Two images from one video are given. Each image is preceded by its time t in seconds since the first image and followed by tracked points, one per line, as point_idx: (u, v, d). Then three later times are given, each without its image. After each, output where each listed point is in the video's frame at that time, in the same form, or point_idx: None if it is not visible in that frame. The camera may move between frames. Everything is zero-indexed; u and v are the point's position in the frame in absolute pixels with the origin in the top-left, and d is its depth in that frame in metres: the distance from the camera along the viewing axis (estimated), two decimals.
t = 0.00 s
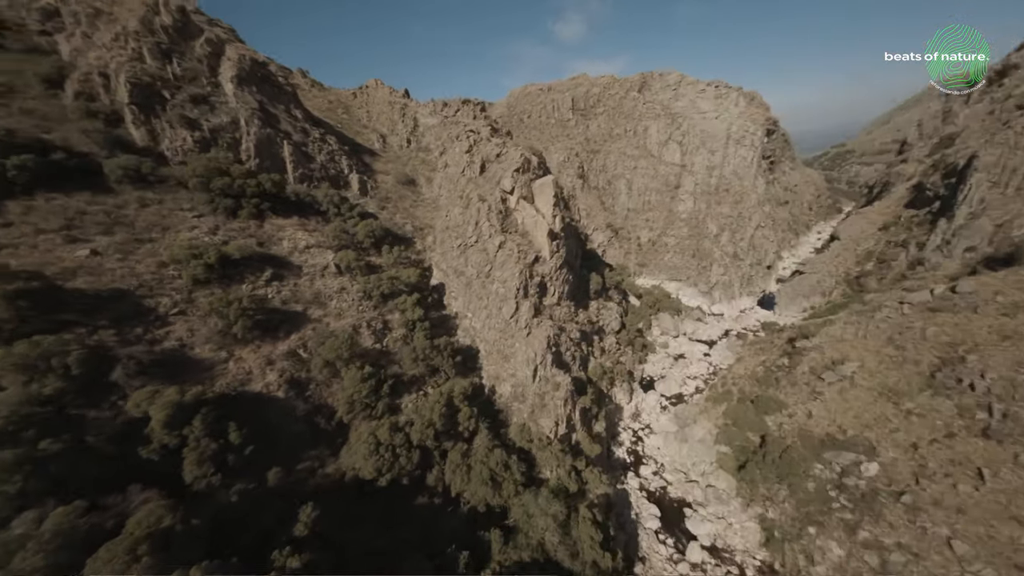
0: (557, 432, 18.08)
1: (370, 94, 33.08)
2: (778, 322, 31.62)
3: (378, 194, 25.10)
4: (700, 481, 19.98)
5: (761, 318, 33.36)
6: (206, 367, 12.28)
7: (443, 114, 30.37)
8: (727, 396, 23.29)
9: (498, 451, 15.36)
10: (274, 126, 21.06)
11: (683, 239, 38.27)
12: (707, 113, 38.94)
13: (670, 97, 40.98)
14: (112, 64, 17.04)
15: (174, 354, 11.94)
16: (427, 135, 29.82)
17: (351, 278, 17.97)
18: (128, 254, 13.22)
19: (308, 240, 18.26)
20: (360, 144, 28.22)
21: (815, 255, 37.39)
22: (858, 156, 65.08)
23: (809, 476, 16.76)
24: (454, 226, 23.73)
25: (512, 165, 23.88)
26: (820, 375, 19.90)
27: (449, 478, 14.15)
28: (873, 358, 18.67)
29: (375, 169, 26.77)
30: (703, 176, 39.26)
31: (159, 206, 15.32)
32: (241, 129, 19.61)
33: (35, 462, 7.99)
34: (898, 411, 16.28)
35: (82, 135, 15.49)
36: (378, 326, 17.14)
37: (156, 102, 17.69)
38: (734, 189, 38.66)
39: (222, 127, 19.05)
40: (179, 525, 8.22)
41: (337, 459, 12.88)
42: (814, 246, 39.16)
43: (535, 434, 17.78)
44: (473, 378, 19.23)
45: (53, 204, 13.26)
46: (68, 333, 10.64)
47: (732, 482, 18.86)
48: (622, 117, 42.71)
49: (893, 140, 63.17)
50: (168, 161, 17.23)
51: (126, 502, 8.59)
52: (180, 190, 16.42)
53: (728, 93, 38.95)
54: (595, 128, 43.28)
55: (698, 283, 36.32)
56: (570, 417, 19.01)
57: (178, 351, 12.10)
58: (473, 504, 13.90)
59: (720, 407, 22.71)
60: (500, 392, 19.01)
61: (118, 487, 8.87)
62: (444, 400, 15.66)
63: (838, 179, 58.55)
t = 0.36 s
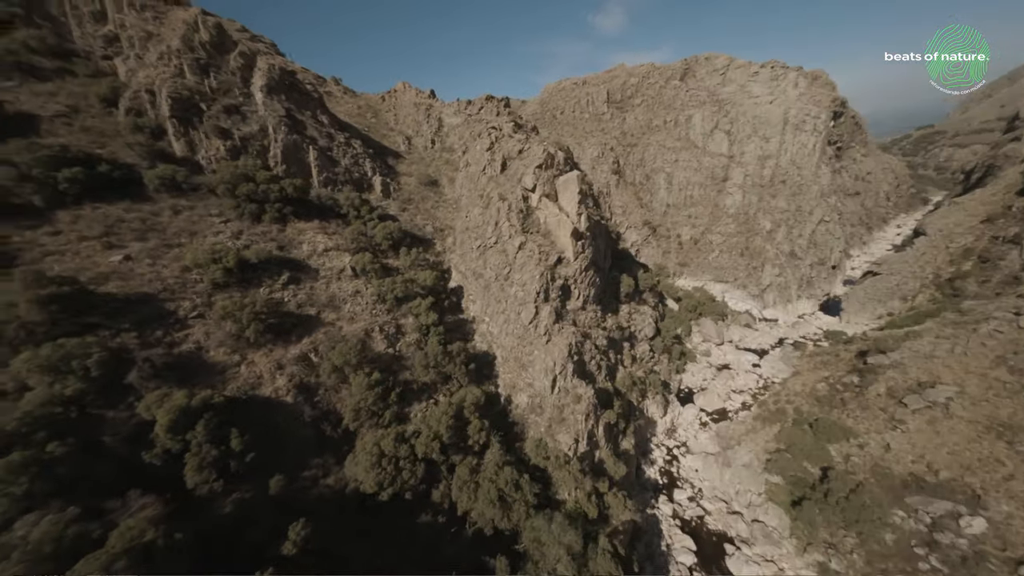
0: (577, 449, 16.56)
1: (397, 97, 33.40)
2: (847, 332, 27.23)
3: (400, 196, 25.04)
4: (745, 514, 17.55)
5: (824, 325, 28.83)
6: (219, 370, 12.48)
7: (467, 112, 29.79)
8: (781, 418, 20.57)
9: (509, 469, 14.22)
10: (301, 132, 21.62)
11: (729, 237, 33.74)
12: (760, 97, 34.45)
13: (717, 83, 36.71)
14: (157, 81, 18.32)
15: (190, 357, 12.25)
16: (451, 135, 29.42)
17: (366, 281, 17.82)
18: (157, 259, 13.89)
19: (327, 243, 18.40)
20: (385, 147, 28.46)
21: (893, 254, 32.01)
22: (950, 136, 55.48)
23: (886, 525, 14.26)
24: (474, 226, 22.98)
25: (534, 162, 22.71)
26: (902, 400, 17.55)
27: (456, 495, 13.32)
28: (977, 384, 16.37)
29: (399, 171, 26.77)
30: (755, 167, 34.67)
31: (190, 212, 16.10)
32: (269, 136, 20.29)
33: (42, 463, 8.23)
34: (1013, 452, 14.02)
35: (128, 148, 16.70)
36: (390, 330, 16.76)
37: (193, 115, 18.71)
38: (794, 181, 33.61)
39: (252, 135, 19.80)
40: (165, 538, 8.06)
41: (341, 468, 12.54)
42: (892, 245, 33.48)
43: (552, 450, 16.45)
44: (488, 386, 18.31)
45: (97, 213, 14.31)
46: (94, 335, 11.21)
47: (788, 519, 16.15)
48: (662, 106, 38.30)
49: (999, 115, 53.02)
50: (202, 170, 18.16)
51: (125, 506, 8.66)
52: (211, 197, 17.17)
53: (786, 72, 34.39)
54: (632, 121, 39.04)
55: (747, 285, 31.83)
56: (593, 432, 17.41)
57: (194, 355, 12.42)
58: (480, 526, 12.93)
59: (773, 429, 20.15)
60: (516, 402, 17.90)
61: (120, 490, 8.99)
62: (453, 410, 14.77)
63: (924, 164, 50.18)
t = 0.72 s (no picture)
0: (591, 471, 15.02)
1: (421, 98, 33.33)
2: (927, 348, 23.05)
3: (418, 196, 24.71)
4: (791, 558, 15.29)
5: (896, 338, 24.66)
6: (223, 373, 12.52)
7: (487, 109, 28.91)
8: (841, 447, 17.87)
9: (512, 492, 13.05)
10: (320, 136, 21.88)
11: (779, 236, 29.91)
12: (820, 79, 30.20)
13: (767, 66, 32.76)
14: (190, 92, 19.30)
15: (196, 359, 12.38)
16: (471, 134, 28.73)
17: (375, 284, 17.49)
18: (175, 262, 14.34)
19: (339, 245, 18.32)
20: (406, 147, 28.33)
21: (992, 254, 26.54)
22: None
23: None
24: (489, 226, 22.06)
25: (553, 157, 21.37)
26: (1004, 439, 14.86)
27: (454, 516, 12.43)
28: None
29: (418, 171, 26.49)
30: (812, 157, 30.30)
31: (211, 216, 16.63)
32: (289, 140, 20.68)
33: (36, 466, 8.34)
34: None
35: (161, 156, 17.62)
36: (396, 335, 16.24)
37: (221, 122, 19.44)
38: (860, 171, 29.10)
39: (274, 139, 20.27)
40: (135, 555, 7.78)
41: (336, 480, 12.08)
42: (990, 241, 27.81)
43: (563, 471, 15.04)
44: (497, 396, 17.27)
45: (127, 217, 15.10)
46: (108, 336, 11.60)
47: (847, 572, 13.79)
48: (702, 95, 34.84)
49: None
50: (226, 175, 18.80)
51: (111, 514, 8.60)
52: (231, 201, 17.67)
53: (852, 47, 29.91)
54: (670, 113, 35.82)
55: (799, 290, 27.98)
56: (610, 453, 15.79)
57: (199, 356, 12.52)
58: (478, 553, 11.95)
59: (829, 459, 17.59)
60: (527, 415, 16.71)
61: (109, 495, 8.98)
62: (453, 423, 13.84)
63: None
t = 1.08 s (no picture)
0: (600, 497, 13.63)
1: (442, 97, 33.00)
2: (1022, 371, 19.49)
3: (432, 196, 24.25)
4: None
5: (981, 357, 20.84)
6: (223, 373, 12.51)
7: (506, 105, 27.92)
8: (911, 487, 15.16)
9: (509, 516, 11.98)
10: (337, 137, 21.97)
11: (834, 237, 26.36)
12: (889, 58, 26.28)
13: (824, 48, 28.95)
14: (217, 98, 20.04)
15: (198, 359, 12.46)
16: (490, 131, 27.92)
17: (381, 286, 17.10)
18: (188, 261, 14.69)
19: (348, 246, 18.16)
20: (424, 147, 28.05)
21: None
22: None
23: None
24: (501, 226, 21.10)
25: (570, 153, 20.03)
26: None
27: (446, 538, 11.60)
28: None
29: (434, 171, 26.07)
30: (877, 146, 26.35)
31: (228, 217, 17.03)
32: (307, 142, 20.91)
33: (26, 464, 8.43)
34: None
35: (187, 159, 18.36)
36: (399, 339, 15.73)
37: (243, 125, 19.98)
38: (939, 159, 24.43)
39: (292, 141, 20.56)
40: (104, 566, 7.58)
41: (326, 490, 11.66)
42: None
43: (569, 495, 13.74)
44: (503, 407, 16.27)
45: (151, 218, 15.74)
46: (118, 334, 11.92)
47: None
48: (745, 83, 31.67)
49: None
50: (246, 177, 19.28)
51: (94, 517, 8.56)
52: (248, 202, 18.04)
53: (929, 21, 25.68)
54: (708, 105, 32.80)
55: (858, 298, 24.48)
56: (624, 477, 14.27)
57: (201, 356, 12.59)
58: None
59: (892, 502, 15.03)
60: (533, 429, 15.57)
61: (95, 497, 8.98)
62: (450, 437, 13.01)
63: None
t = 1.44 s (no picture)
0: (608, 531, 12.25)
1: (466, 95, 32.49)
2: None
3: (449, 195, 23.69)
4: None
5: None
6: (225, 373, 12.58)
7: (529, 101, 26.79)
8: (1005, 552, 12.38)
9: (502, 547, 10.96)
10: (356, 137, 22.06)
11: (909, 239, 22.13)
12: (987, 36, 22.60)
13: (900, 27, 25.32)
14: (245, 102, 20.80)
15: (203, 357, 12.62)
16: (511, 128, 26.94)
17: (387, 288, 16.71)
18: (204, 260, 15.10)
19: (359, 246, 17.99)
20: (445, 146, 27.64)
21: None
22: None
23: None
24: (516, 227, 20.04)
25: (590, 148, 18.57)
26: None
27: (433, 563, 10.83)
28: None
29: (453, 170, 25.53)
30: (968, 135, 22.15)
31: (247, 217, 17.46)
32: (327, 143, 21.14)
33: (25, 458, 8.60)
34: None
35: (215, 161, 19.13)
36: (402, 344, 15.21)
37: (267, 127, 20.54)
38: None
39: (312, 142, 20.83)
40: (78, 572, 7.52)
41: (314, 500, 11.32)
42: None
43: (573, 526, 12.40)
44: (507, 420, 15.22)
45: (176, 218, 16.45)
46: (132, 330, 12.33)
47: None
48: (800, 69, 28.21)
49: None
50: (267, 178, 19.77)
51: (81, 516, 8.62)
52: (267, 202, 18.43)
53: None
54: (757, 95, 29.46)
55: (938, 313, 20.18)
56: (637, 510, 12.72)
57: (206, 354, 12.75)
58: None
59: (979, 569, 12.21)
60: (538, 447, 14.39)
61: (87, 495, 9.10)
62: (443, 452, 12.23)
63: None
